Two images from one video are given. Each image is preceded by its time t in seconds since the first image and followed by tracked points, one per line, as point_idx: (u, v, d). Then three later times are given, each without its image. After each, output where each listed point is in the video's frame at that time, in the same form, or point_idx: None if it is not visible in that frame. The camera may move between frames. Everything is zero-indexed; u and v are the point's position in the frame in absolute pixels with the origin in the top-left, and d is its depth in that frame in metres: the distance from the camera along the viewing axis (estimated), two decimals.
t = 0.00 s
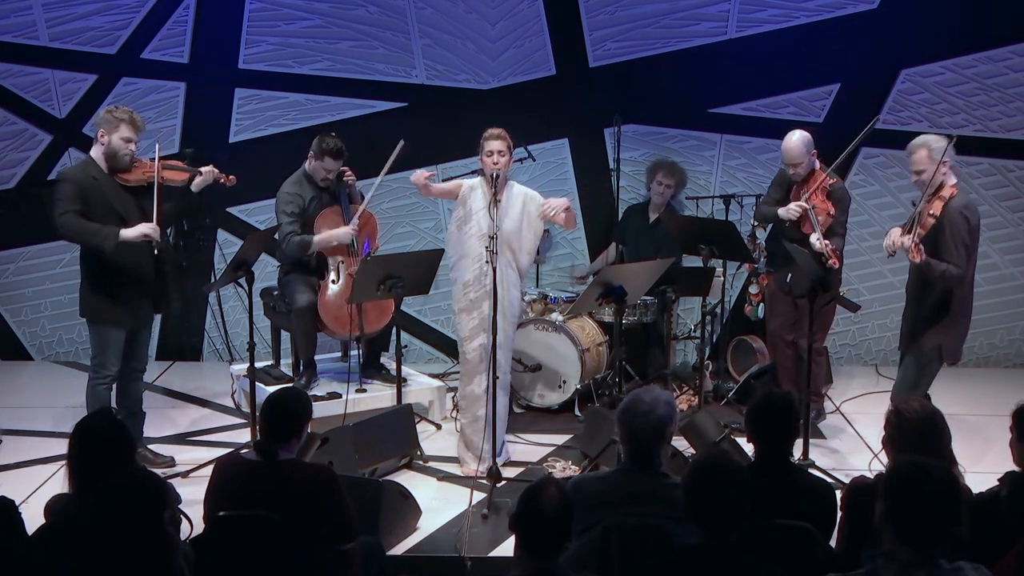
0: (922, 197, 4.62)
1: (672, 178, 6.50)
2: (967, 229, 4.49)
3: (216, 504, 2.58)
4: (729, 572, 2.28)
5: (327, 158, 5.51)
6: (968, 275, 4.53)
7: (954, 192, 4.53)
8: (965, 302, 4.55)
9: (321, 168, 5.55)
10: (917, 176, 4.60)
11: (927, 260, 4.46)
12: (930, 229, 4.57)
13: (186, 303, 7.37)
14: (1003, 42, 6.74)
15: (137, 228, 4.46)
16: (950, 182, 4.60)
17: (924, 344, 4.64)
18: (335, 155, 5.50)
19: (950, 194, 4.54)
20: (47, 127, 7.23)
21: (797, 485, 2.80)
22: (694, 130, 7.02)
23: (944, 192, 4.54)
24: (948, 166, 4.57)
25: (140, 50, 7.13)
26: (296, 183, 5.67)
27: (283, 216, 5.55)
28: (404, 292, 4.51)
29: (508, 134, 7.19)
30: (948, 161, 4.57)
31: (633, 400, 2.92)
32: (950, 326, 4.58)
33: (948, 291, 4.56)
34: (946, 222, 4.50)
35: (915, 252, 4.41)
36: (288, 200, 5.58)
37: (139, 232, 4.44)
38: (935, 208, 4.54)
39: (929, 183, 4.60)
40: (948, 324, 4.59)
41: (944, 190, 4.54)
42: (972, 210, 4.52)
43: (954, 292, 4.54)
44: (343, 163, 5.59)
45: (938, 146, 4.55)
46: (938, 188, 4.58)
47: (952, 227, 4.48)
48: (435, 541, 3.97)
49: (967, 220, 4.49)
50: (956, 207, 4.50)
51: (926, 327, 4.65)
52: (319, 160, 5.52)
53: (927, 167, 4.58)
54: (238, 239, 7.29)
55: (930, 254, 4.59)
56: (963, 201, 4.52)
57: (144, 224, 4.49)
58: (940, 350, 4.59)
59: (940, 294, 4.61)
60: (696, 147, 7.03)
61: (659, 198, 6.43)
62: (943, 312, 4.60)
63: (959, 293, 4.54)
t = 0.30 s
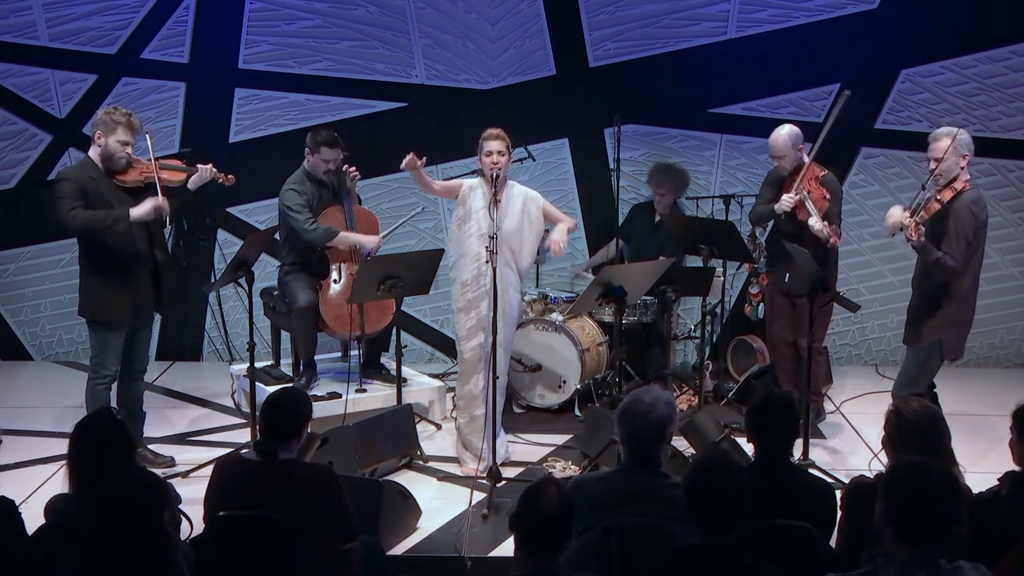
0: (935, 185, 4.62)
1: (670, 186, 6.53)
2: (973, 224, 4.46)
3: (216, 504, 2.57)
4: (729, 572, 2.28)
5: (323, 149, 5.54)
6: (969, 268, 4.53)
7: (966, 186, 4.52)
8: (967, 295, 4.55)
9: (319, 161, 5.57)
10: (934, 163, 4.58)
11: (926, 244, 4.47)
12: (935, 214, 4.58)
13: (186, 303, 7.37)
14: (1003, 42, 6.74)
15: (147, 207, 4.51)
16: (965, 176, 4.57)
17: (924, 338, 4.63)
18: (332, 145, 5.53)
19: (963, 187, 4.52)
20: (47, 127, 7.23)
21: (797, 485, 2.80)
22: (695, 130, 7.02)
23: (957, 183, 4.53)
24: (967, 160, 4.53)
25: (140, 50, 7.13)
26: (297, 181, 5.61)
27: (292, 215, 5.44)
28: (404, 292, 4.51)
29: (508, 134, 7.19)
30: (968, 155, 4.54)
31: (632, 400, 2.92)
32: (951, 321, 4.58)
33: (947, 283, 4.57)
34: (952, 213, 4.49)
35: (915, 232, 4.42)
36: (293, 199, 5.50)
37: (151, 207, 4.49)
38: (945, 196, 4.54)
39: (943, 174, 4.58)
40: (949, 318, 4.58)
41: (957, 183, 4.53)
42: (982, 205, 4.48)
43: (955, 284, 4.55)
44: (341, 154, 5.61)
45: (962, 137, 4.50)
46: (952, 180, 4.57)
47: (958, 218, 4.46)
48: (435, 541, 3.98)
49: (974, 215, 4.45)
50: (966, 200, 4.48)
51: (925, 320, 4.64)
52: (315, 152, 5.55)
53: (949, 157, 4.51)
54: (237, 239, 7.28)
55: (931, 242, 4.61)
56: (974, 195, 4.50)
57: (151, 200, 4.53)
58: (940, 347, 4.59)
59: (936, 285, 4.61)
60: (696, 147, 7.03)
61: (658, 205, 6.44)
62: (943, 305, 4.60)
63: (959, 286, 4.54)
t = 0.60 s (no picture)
0: (935, 186, 4.55)
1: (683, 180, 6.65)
2: (975, 223, 4.47)
3: (216, 505, 2.57)
4: (729, 573, 2.28)
5: (313, 143, 5.53)
6: (970, 268, 4.54)
7: (967, 186, 4.49)
8: (969, 292, 4.56)
9: (312, 155, 5.57)
10: (936, 163, 4.53)
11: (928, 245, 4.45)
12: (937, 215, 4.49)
13: (186, 303, 7.37)
14: (1003, 42, 6.74)
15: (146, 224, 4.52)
16: (965, 176, 4.55)
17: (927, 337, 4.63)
18: (320, 137, 5.52)
19: (964, 187, 4.49)
20: (47, 127, 7.23)
21: (797, 485, 2.80)
22: (694, 130, 7.02)
23: (958, 184, 4.47)
24: (968, 160, 4.51)
25: (140, 50, 7.13)
26: (295, 180, 5.64)
27: (294, 212, 5.48)
28: (404, 292, 4.51)
29: (508, 134, 7.19)
30: (969, 154, 4.50)
31: (632, 400, 2.92)
32: (954, 320, 4.58)
33: (947, 282, 4.57)
34: (955, 213, 4.48)
35: (917, 234, 4.41)
36: (290, 197, 5.54)
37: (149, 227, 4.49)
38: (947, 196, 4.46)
39: (945, 174, 4.53)
40: (950, 318, 4.59)
41: (959, 182, 4.49)
42: (983, 204, 4.49)
43: (956, 283, 4.56)
44: (331, 145, 5.59)
45: (964, 137, 4.50)
46: (952, 180, 4.51)
47: (961, 217, 4.46)
48: (435, 541, 3.98)
49: (977, 215, 4.47)
50: (968, 199, 4.47)
51: (928, 320, 4.63)
52: (307, 148, 5.55)
53: (951, 158, 4.48)
54: (237, 239, 7.28)
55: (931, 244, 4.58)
56: (975, 195, 4.49)
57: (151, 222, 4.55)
58: (942, 346, 4.58)
59: (936, 285, 4.61)
60: (696, 147, 7.03)
61: (666, 190, 6.45)
62: (945, 304, 4.60)
63: (960, 286, 4.55)
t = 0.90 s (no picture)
0: (929, 192, 4.58)
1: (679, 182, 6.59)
2: (973, 225, 4.47)
3: (216, 504, 2.58)
4: (729, 572, 2.28)
5: (308, 143, 5.52)
6: (971, 270, 4.54)
7: (961, 188, 4.50)
8: (971, 294, 4.56)
9: (308, 156, 5.57)
10: (928, 169, 4.56)
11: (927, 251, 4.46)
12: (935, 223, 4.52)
13: (186, 303, 7.37)
14: (1003, 42, 6.74)
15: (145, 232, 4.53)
16: (958, 179, 4.57)
17: (929, 337, 4.62)
18: (315, 137, 5.52)
19: (958, 189, 4.50)
20: (47, 127, 7.23)
21: (797, 485, 2.80)
22: (694, 130, 7.02)
23: (952, 187, 4.50)
24: (959, 162, 4.53)
25: (140, 50, 7.13)
26: (292, 181, 5.64)
27: (284, 217, 5.54)
28: (404, 292, 4.51)
29: (508, 134, 7.20)
30: (959, 157, 4.53)
31: (633, 400, 2.92)
32: (956, 320, 4.57)
33: (950, 285, 4.57)
34: (951, 217, 4.48)
35: (916, 246, 4.43)
36: (285, 199, 5.56)
37: (146, 238, 4.50)
38: (942, 202, 4.49)
39: (937, 179, 4.56)
40: (953, 319, 4.58)
41: (953, 185, 4.51)
42: (979, 205, 4.49)
43: (960, 285, 4.55)
44: (327, 144, 5.59)
45: (951, 140, 4.50)
46: (945, 184, 4.54)
47: (958, 220, 4.46)
48: (435, 541, 3.98)
49: (974, 216, 4.46)
50: (963, 202, 4.47)
51: (930, 321, 4.63)
52: (303, 148, 5.55)
53: (941, 163, 4.51)
54: (237, 238, 7.29)
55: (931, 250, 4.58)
56: (970, 196, 4.50)
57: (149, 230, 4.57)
58: (943, 346, 4.57)
59: (940, 289, 4.62)
60: (696, 147, 7.03)
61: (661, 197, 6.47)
62: (947, 305, 4.60)
63: (963, 287, 4.55)
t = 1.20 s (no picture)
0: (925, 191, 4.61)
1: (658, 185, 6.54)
2: (968, 224, 4.47)
3: (216, 504, 2.58)
4: (729, 572, 2.28)
5: (310, 137, 5.56)
6: (967, 271, 4.53)
7: (957, 188, 4.51)
8: (968, 294, 4.55)
9: (311, 151, 5.59)
10: (923, 169, 4.57)
11: (922, 251, 4.46)
12: (930, 222, 4.56)
13: (186, 303, 7.37)
14: (1003, 42, 6.74)
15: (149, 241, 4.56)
16: (954, 178, 4.57)
17: (927, 338, 4.61)
18: (317, 131, 5.56)
19: (953, 189, 4.51)
20: (47, 127, 7.23)
21: (797, 485, 2.80)
22: (694, 130, 7.02)
23: (947, 187, 4.51)
24: (955, 162, 4.53)
25: (140, 50, 7.13)
26: (291, 181, 5.63)
27: (285, 216, 5.50)
28: (404, 293, 4.51)
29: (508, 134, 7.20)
30: (955, 157, 4.53)
31: (633, 400, 2.92)
32: (954, 321, 4.57)
33: (947, 286, 4.56)
34: (946, 217, 4.49)
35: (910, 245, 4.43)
36: (286, 198, 5.54)
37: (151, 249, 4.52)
38: (936, 202, 4.51)
39: (933, 179, 4.58)
40: (951, 319, 4.58)
41: (948, 185, 4.52)
42: (975, 205, 4.49)
43: (956, 285, 4.54)
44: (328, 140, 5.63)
45: (947, 140, 4.50)
46: (941, 184, 4.56)
47: (953, 220, 4.46)
48: (435, 541, 3.98)
49: (969, 216, 4.46)
50: (959, 202, 4.47)
51: (929, 321, 4.62)
52: (305, 143, 5.58)
53: (936, 163, 4.52)
54: (237, 239, 7.29)
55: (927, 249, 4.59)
56: (966, 196, 4.49)
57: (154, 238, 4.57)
58: (942, 347, 4.57)
59: (936, 289, 4.62)
60: (696, 147, 7.03)
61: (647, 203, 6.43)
62: (945, 306, 4.59)
63: (960, 287, 4.54)
